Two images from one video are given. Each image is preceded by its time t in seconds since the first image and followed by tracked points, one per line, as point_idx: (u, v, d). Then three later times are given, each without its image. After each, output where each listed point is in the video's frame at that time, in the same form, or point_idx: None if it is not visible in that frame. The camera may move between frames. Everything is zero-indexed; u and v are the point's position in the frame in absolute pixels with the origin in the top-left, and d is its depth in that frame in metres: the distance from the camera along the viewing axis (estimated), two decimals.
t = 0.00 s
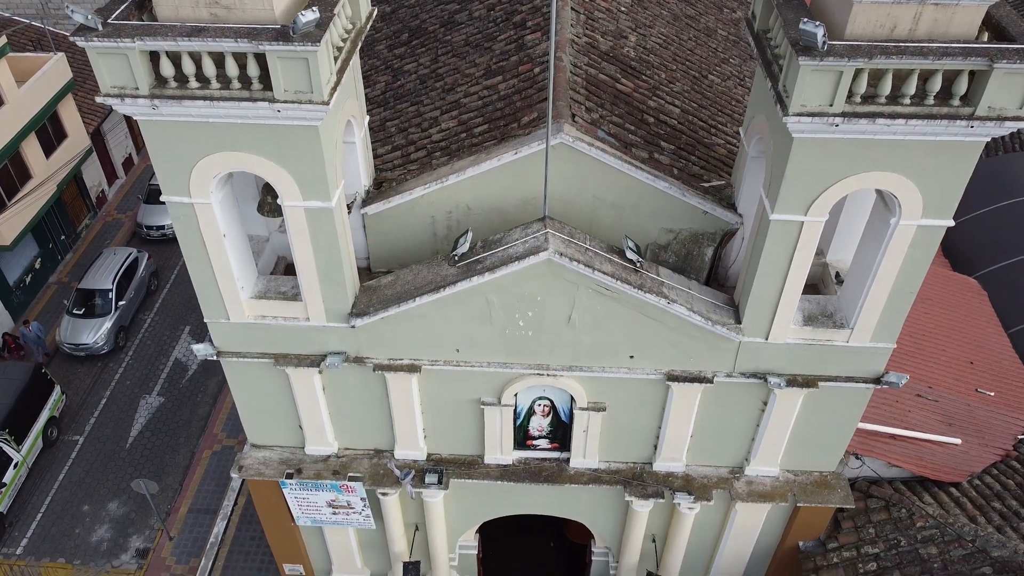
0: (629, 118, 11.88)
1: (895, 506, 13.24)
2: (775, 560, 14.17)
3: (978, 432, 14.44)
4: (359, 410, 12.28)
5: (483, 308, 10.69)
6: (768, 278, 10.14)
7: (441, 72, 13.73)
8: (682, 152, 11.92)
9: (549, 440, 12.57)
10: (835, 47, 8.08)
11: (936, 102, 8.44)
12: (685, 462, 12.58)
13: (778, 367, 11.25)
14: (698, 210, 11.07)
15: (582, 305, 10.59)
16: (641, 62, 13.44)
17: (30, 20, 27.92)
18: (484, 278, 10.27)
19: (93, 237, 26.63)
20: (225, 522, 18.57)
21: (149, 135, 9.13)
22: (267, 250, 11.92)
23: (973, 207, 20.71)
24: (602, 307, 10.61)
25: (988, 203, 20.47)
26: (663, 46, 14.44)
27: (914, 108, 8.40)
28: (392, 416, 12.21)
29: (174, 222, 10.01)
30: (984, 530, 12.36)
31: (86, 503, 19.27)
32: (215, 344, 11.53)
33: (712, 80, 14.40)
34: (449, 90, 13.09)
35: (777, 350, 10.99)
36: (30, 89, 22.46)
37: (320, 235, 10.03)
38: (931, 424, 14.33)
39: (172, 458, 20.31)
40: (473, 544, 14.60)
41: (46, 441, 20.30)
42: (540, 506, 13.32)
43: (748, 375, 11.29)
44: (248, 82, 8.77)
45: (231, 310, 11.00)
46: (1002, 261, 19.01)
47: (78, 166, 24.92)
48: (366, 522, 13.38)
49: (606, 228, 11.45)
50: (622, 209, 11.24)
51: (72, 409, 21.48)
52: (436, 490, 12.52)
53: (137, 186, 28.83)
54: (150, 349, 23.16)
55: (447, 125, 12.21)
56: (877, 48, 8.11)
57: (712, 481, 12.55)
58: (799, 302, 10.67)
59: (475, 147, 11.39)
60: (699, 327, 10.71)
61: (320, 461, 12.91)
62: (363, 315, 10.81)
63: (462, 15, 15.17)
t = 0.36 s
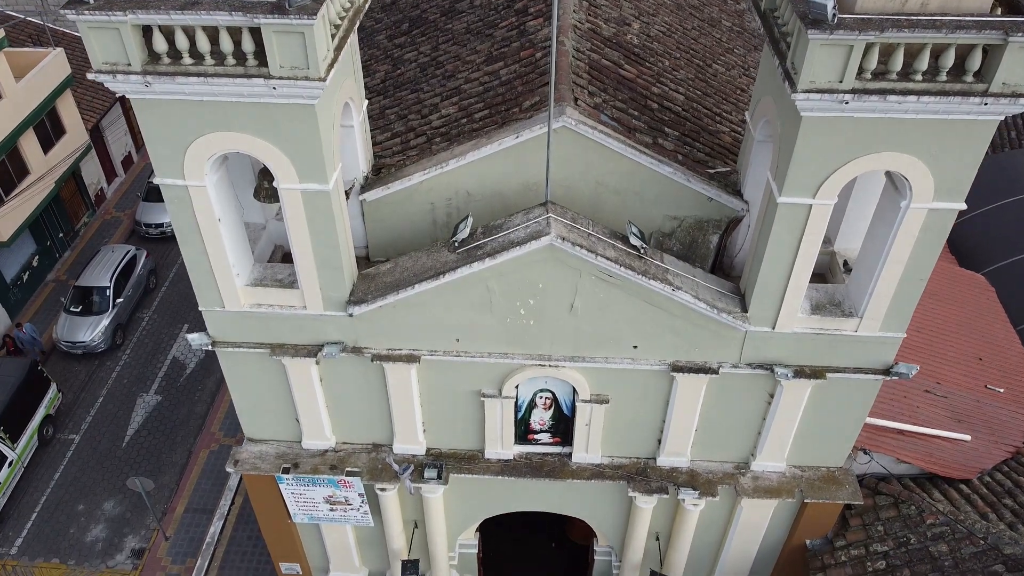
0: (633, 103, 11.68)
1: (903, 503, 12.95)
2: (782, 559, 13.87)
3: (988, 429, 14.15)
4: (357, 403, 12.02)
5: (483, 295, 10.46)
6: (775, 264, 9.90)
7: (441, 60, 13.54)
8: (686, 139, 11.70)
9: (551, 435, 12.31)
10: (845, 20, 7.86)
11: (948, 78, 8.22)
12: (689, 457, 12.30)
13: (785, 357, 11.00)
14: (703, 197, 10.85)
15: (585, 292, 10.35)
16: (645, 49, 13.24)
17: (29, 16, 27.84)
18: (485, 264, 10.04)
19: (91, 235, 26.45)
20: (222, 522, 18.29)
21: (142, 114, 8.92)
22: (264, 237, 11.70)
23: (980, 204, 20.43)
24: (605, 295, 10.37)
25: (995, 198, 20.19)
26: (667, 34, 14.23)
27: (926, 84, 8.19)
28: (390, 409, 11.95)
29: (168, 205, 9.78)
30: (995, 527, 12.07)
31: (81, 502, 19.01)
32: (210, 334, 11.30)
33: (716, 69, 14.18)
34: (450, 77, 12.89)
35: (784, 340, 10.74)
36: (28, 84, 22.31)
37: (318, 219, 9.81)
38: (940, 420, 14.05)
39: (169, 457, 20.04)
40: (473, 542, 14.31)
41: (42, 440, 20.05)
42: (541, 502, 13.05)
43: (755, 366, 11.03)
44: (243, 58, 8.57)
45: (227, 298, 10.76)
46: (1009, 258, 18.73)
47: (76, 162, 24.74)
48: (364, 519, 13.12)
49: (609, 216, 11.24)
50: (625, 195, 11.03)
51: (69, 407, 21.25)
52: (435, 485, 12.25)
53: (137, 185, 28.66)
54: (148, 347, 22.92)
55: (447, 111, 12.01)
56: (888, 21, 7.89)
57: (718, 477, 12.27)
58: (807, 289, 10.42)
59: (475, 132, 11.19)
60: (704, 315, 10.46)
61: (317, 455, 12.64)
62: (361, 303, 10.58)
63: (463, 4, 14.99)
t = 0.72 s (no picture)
0: (635, 149, 11.64)
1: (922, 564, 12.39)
2: None
3: (1006, 486, 13.66)
4: (353, 454, 11.62)
5: (484, 340, 10.20)
6: (783, 309, 9.67)
7: (444, 110, 13.60)
8: (690, 185, 11.62)
9: (554, 489, 11.85)
10: (849, 57, 7.83)
11: (955, 115, 8.14)
12: (698, 513, 11.81)
13: (796, 407, 10.64)
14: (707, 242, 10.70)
15: (589, 337, 10.09)
16: (647, 99, 13.30)
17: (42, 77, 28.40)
18: (486, 307, 9.82)
19: (92, 291, 26.35)
20: None
21: (141, 153, 8.84)
22: (262, 283, 11.52)
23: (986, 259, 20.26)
24: (609, 340, 10.11)
25: (1002, 253, 20.01)
26: (669, 86, 14.34)
27: (933, 121, 8.10)
28: (387, 461, 11.54)
29: (165, 247, 9.61)
30: None
31: (68, 564, 18.37)
32: (203, 381, 11.00)
33: (718, 119, 14.23)
34: (452, 125, 12.92)
35: (794, 389, 10.42)
36: (36, 140, 22.57)
37: (316, 261, 9.63)
38: (957, 477, 13.57)
39: (160, 517, 19.45)
40: None
41: (31, 498, 19.51)
42: (544, 562, 12.51)
43: (764, 417, 10.67)
44: (245, 96, 8.53)
45: (223, 344, 10.50)
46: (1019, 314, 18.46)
47: (81, 217, 24.82)
48: None
49: (612, 261, 11.07)
50: (628, 240, 10.87)
51: (61, 465, 20.75)
52: (433, 542, 11.73)
53: (140, 241, 28.71)
54: (144, 404, 22.53)
55: (449, 157, 11.98)
56: (892, 58, 7.85)
57: (727, 535, 11.76)
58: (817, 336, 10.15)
59: (477, 176, 11.13)
60: (711, 361, 10.18)
61: (312, 510, 12.16)
62: (359, 348, 10.33)
63: (467, 57, 15.17)
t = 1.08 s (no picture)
0: (637, 175, 11.55)
1: None
2: None
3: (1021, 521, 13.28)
4: (349, 485, 11.32)
5: (484, 364, 9.99)
6: (789, 332, 9.48)
7: (445, 139, 13.57)
8: (692, 210, 11.50)
9: (556, 521, 11.51)
10: (853, 72, 7.76)
11: (960, 132, 8.06)
12: (704, 547, 11.44)
13: (804, 435, 10.37)
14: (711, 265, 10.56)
15: (591, 361, 9.87)
16: (648, 128, 13.27)
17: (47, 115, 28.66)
18: (486, 330, 9.63)
19: (90, 326, 26.17)
20: None
21: (138, 171, 8.75)
22: (258, 308, 11.35)
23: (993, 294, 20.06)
24: (612, 364, 9.89)
25: (1008, 287, 19.82)
26: (670, 117, 14.33)
27: (938, 138, 8.02)
28: (384, 491, 11.23)
29: (160, 268, 9.46)
30: None
31: None
32: (197, 408, 10.76)
33: (720, 150, 14.18)
34: (453, 153, 12.86)
35: (801, 415, 10.17)
36: (39, 175, 22.64)
37: (314, 282, 9.47)
38: (970, 512, 13.21)
39: (152, 556, 18.97)
40: None
41: (20, 535, 19.05)
42: None
43: (772, 445, 10.40)
44: (243, 113, 8.47)
45: (217, 369, 10.30)
46: None
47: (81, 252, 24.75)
48: None
49: (614, 286, 10.91)
50: (630, 264, 10.73)
51: (51, 502, 20.33)
52: None
53: (140, 278, 28.63)
54: (139, 440, 22.17)
55: (450, 183, 11.90)
56: (896, 74, 7.79)
57: (735, 569, 11.37)
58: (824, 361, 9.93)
59: (477, 200, 11.03)
60: (716, 386, 9.95)
61: (306, 543, 11.81)
62: (356, 373, 10.11)
63: (468, 89, 15.21)
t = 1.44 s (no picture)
0: (639, 207, 11.46)
1: None
2: None
3: None
4: (344, 524, 10.95)
5: (484, 397, 9.74)
6: (796, 362, 9.26)
7: (446, 173, 13.54)
8: (694, 242, 11.38)
9: (558, 564, 11.08)
10: (855, 95, 7.71)
11: (965, 156, 7.98)
12: None
13: (813, 471, 10.06)
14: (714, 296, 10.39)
15: (593, 393, 9.63)
16: (649, 163, 13.24)
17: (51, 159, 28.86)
18: (486, 360, 9.42)
19: (86, 370, 25.89)
20: None
21: (135, 196, 8.65)
22: (254, 341, 11.15)
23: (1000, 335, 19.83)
24: (615, 396, 9.65)
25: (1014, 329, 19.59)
26: (671, 153, 14.32)
27: (943, 162, 7.93)
28: (380, 531, 10.86)
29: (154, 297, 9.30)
30: None
31: None
32: (189, 443, 10.48)
33: (721, 185, 14.14)
34: (453, 187, 12.81)
35: (810, 451, 9.87)
36: (40, 216, 22.67)
37: (310, 311, 9.30)
38: (985, 555, 12.80)
39: None
40: None
41: None
42: None
43: (780, 482, 10.07)
44: (243, 138, 8.42)
45: (211, 401, 10.06)
46: None
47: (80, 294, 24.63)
48: None
49: (616, 318, 10.72)
50: (633, 295, 10.56)
51: (40, 548, 19.81)
52: None
53: (139, 321, 28.46)
54: (132, 486, 21.72)
55: (450, 215, 11.81)
56: (899, 96, 7.74)
57: None
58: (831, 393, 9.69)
59: (478, 231, 10.92)
60: (722, 420, 9.68)
61: None
62: (353, 406, 9.86)
63: (470, 126, 15.26)
